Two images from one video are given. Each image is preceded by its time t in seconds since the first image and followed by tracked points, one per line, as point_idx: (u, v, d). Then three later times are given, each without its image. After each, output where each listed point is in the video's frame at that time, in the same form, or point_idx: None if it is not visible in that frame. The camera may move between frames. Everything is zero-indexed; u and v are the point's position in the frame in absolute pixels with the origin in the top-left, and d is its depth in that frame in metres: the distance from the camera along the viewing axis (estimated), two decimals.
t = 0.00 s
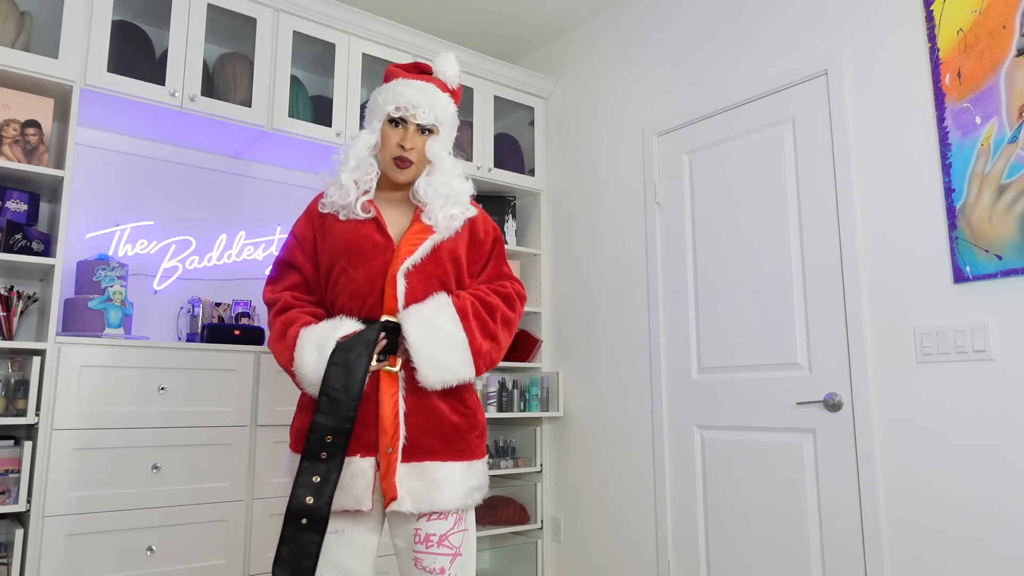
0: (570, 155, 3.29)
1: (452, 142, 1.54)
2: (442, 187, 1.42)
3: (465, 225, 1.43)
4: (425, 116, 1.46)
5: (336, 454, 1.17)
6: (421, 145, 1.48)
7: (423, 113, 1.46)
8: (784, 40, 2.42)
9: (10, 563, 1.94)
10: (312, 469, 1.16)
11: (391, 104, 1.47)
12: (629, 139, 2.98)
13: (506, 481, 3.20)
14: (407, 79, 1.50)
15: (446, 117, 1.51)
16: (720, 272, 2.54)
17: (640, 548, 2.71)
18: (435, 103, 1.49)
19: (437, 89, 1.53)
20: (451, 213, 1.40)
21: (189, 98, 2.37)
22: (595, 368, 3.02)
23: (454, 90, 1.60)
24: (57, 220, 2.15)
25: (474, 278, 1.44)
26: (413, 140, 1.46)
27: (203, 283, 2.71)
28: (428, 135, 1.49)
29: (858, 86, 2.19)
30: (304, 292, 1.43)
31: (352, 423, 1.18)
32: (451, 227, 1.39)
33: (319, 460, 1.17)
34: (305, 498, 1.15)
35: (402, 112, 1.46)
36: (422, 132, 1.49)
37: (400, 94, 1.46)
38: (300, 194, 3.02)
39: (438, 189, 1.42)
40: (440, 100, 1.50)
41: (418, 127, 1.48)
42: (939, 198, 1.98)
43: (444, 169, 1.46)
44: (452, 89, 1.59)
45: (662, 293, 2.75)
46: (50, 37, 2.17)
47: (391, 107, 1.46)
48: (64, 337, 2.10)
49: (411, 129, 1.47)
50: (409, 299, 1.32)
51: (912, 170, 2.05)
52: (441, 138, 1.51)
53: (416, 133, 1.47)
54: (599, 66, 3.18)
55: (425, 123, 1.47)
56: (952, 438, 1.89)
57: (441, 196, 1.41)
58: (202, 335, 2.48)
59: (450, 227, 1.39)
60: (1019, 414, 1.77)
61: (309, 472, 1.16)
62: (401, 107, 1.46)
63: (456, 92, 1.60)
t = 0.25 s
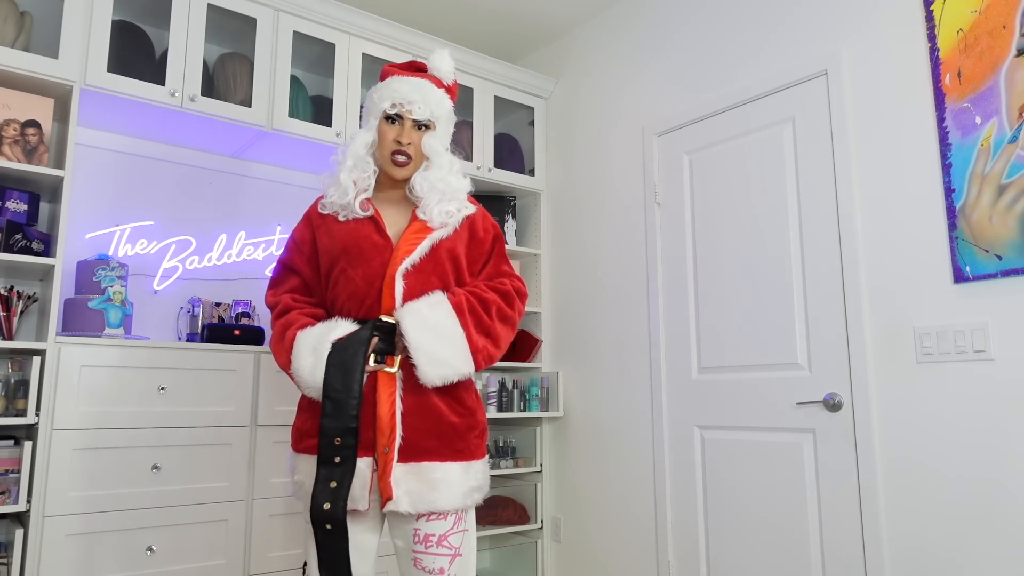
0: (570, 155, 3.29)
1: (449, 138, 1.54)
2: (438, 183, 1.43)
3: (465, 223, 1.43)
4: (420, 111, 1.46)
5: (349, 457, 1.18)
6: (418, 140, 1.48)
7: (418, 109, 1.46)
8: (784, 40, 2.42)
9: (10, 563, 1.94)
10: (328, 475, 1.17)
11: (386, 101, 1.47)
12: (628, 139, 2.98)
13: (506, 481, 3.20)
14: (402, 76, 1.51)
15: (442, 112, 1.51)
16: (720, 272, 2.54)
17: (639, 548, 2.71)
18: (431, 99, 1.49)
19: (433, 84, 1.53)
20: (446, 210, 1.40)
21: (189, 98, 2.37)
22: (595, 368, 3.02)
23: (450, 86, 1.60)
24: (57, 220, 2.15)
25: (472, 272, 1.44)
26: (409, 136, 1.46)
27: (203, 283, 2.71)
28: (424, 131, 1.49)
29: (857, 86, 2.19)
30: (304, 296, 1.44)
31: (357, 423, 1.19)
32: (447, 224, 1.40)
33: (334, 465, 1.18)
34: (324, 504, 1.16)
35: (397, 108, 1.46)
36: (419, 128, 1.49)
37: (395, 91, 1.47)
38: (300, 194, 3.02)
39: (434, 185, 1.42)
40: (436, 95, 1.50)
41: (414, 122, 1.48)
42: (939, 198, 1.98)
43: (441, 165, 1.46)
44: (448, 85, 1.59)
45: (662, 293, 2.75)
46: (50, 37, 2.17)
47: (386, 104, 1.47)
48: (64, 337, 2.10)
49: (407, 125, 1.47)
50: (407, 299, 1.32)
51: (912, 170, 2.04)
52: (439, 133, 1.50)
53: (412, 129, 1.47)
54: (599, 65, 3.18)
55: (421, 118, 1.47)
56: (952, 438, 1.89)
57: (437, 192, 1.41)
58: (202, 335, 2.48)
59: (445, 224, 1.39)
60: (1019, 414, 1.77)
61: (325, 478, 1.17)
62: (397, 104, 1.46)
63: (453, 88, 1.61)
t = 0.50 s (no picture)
0: (570, 155, 3.29)
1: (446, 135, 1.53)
2: (436, 181, 1.43)
3: (464, 223, 1.42)
4: (416, 109, 1.46)
5: (355, 454, 1.18)
6: (415, 138, 1.47)
7: (413, 107, 1.46)
8: (784, 40, 2.42)
9: (10, 563, 1.94)
10: (335, 473, 1.17)
11: (382, 101, 1.47)
12: (628, 139, 2.98)
13: (506, 481, 3.20)
14: (397, 75, 1.51)
15: (438, 109, 1.50)
16: (720, 272, 2.54)
17: (639, 548, 2.71)
18: (426, 96, 1.49)
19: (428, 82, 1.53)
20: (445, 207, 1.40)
21: (189, 98, 2.37)
22: (595, 368, 3.02)
23: (445, 84, 1.60)
24: (57, 220, 2.15)
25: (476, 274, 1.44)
26: (405, 134, 1.46)
27: (203, 283, 2.71)
28: (421, 128, 1.49)
29: (857, 86, 2.19)
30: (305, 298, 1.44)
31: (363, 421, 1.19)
32: (445, 222, 1.40)
33: (341, 463, 1.18)
34: (333, 502, 1.16)
35: (393, 107, 1.47)
36: (415, 125, 1.48)
37: (390, 90, 1.47)
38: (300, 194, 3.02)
39: (431, 184, 1.42)
40: (431, 93, 1.50)
41: (410, 120, 1.48)
42: (939, 198, 1.98)
43: (439, 162, 1.46)
44: (443, 82, 1.59)
45: (662, 293, 2.75)
46: (50, 37, 2.17)
47: (381, 103, 1.47)
48: (64, 337, 2.10)
49: (403, 123, 1.47)
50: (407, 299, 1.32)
51: (912, 170, 2.05)
52: (436, 130, 1.50)
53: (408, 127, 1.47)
54: (599, 66, 3.18)
55: (417, 116, 1.47)
56: (952, 438, 1.89)
57: (435, 190, 1.41)
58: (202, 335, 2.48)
59: (444, 221, 1.39)
60: (1019, 414, 1.77)
61: (333, 476, 1.17)
62: (392, 103, 1.47)
63: (448, 86, 1.61)
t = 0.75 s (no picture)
0: (570, 155, 3.29)
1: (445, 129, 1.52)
2: (433, 177, 1.42)
3: (464, 224, 1.41)
4: (411, 103, 1.46)
5: (346, 452, 1.20)
6: (411, 132, 1.47)
7: (409, 101, 1.46)
8: (784, 40, 2.42)
9: (10, 563, 1.94)
10: (327, 471, 1.20)
11: (378, 98, 1.48)
12: (628, 139, 2.98)
13: (506, 481, 3.20)
14: (394, 72, 1.52)
15: (435, 104, 1.50)
16: (720, 272, 2.54)
17: (639, 548, 2.71)
18: (422, 92, 1.49)
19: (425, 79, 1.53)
20: (442, 207, 1.39)
21: (189, 98, 2.37)
22: (595, 368, 3.02)
23: (443, 81, 1.60)
24: (57, 220, 2.15)
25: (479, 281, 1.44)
26: (402, 128, 1.46)
27: (203, 283, 2.71)
28: (418, 123, 1.49)
29: (857, 86, 2.19)
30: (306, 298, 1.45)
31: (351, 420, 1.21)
32: (443, 220, 1.39)
33: (332, 461, 1.20)
34: (324, 500, 1.18)
35: (389, 103, 1.47)
36: (412, 120, 1.48)
37: (386, 86, 1.48)
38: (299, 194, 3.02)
39: (428, 182, 1.42)
40: (427, 87, 1.50)
41: (406, 115, 1.47)
42: (939, 198, 1.98)
43: (436, 157, 1.46)
44: (440, 79, 1.59)
45: (662, 293, 2.75)
46: (50, 37, 2.17)
47: (378, 100, 1.48)
48: (64, 337, 2.10)
49: (399, 118, 1.47)
50: (405, 301, 1.32)
51: (912, 170, 2.05)
52: (433, 124, 1.49)
53: (404, 121, 1.46)
54: (598, 66, 3.18)
55: (413, 110, 1.46)
56: (952, 438, 1.89)
57: (432, 188, 1.41)
58: (202, 335, 2.48)
59: (441, 221, 1.38)
60: (1019, 414, 1.77)
61: (325, 474, 1.20)
62: (388, 99, 1.47)
63: (445, 83, 1.61)
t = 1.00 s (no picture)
0: (570, 155, 3.29)
1: (447, 125, 1.52)
2: (433, 174, 1.42)
3: (466, 224, 1.41)
4: (411, 99, 1.46)
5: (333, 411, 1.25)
6: (411, 128, 1.47)
7: (408, 97, 1.46)
8: (784, 40, 2.42)
9: (10, 563, 1.94)
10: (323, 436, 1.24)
11: (379, 95, 1.49)
12: (628, 139, 2.98)
13: (506, 482, 3.20)
14: (395, 70, 1.52)
15: (436, 100, 1.50)
16: (720, 272, 2.54)
17: (639, 548, 2.71)
18: (422, 87, 1.49)
19: (425, 76, 1.53)
20: (441, 204, 1.38)
21: (189, 98, 2.38)
22: (595, 368, 3.02)
23: (446, 79, 1.60)
24: (57, 220, 2.15)
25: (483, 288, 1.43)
26: (402, 124, 1.46)
27: (203, 283, 2.71)
28: (418, 119, 1.49)
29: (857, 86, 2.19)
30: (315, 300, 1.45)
31: (317, 359, 1.26)
32: (441, 218, 1.38)
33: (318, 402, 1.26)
34: (322, 438, 1.24)
35: (389, 99, 1.48)
36: (412, 116, 1.48)
37: (386, 84, 1.49)
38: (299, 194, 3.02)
39: (428, 180, 1.42)
40: (427, 84, 1.50)
41: (407, 111, 1.48)
42: (939, 198, 1.98)
43: (436, 153, 1.45)
44: (442, 77, 1.59)
45: (662, 294, 2.74)
46: (50, 37, 2.17)
47: (379, 97, 1.49)
48: (64, 337, 2.10)
49: (399, 114, 1.47)
50: (405, 301, 1.31)
51: (912, 169, 2.04)
52: (434, 119, 1.49)
53: (404, 117, 1.46)
54: (599, 66, 3.18)
55: (413, 106, 1.46)
56: (952, 438, 1.89)
57: (431, 185, 1.41)
58: (202, 335, 2.47)
59: (440, 218, 1.37)
60: (1019, 414, 1.77)
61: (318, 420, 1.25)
62: (388, 96, 1.48)
63: (448, 81, 1.61)
